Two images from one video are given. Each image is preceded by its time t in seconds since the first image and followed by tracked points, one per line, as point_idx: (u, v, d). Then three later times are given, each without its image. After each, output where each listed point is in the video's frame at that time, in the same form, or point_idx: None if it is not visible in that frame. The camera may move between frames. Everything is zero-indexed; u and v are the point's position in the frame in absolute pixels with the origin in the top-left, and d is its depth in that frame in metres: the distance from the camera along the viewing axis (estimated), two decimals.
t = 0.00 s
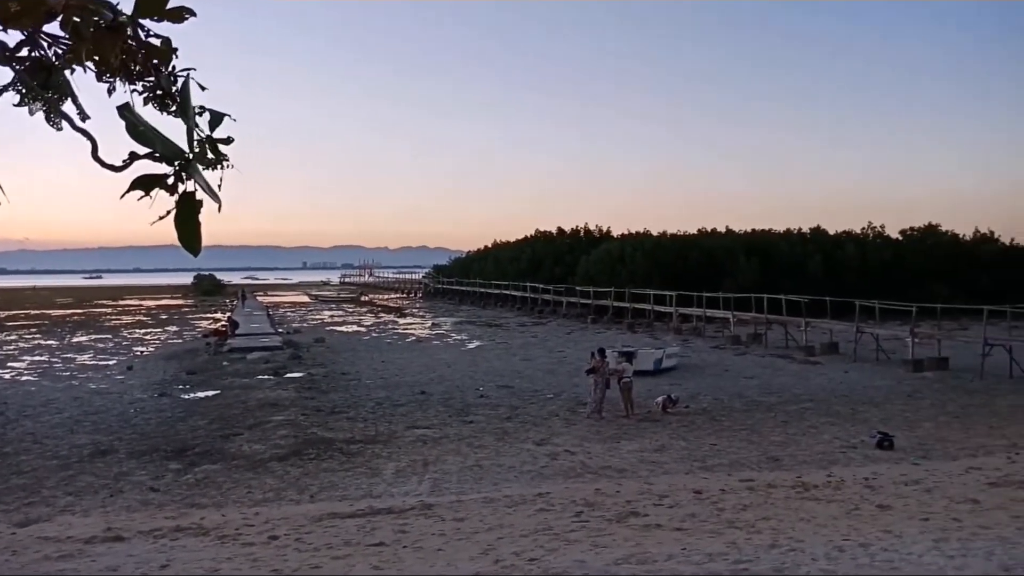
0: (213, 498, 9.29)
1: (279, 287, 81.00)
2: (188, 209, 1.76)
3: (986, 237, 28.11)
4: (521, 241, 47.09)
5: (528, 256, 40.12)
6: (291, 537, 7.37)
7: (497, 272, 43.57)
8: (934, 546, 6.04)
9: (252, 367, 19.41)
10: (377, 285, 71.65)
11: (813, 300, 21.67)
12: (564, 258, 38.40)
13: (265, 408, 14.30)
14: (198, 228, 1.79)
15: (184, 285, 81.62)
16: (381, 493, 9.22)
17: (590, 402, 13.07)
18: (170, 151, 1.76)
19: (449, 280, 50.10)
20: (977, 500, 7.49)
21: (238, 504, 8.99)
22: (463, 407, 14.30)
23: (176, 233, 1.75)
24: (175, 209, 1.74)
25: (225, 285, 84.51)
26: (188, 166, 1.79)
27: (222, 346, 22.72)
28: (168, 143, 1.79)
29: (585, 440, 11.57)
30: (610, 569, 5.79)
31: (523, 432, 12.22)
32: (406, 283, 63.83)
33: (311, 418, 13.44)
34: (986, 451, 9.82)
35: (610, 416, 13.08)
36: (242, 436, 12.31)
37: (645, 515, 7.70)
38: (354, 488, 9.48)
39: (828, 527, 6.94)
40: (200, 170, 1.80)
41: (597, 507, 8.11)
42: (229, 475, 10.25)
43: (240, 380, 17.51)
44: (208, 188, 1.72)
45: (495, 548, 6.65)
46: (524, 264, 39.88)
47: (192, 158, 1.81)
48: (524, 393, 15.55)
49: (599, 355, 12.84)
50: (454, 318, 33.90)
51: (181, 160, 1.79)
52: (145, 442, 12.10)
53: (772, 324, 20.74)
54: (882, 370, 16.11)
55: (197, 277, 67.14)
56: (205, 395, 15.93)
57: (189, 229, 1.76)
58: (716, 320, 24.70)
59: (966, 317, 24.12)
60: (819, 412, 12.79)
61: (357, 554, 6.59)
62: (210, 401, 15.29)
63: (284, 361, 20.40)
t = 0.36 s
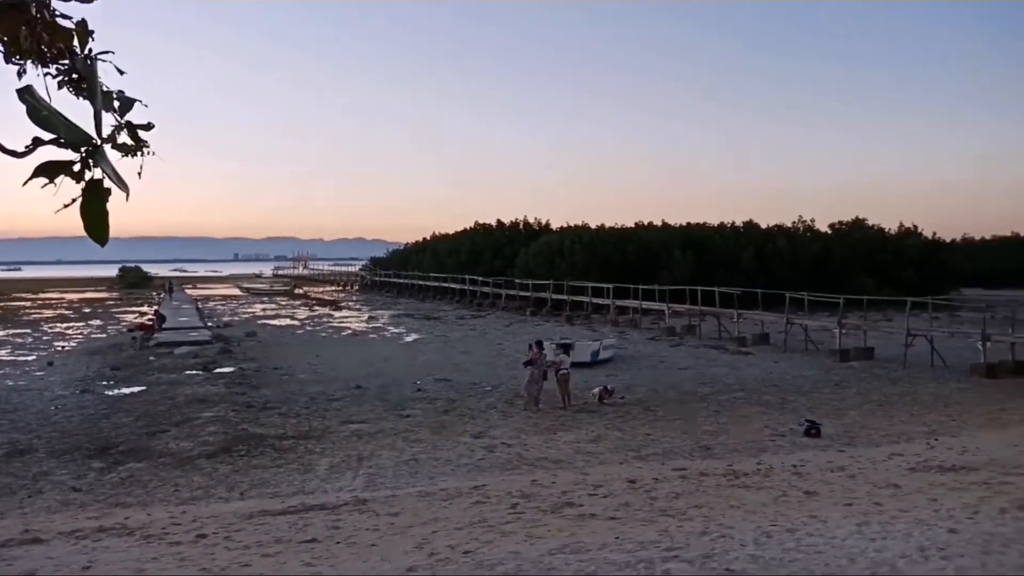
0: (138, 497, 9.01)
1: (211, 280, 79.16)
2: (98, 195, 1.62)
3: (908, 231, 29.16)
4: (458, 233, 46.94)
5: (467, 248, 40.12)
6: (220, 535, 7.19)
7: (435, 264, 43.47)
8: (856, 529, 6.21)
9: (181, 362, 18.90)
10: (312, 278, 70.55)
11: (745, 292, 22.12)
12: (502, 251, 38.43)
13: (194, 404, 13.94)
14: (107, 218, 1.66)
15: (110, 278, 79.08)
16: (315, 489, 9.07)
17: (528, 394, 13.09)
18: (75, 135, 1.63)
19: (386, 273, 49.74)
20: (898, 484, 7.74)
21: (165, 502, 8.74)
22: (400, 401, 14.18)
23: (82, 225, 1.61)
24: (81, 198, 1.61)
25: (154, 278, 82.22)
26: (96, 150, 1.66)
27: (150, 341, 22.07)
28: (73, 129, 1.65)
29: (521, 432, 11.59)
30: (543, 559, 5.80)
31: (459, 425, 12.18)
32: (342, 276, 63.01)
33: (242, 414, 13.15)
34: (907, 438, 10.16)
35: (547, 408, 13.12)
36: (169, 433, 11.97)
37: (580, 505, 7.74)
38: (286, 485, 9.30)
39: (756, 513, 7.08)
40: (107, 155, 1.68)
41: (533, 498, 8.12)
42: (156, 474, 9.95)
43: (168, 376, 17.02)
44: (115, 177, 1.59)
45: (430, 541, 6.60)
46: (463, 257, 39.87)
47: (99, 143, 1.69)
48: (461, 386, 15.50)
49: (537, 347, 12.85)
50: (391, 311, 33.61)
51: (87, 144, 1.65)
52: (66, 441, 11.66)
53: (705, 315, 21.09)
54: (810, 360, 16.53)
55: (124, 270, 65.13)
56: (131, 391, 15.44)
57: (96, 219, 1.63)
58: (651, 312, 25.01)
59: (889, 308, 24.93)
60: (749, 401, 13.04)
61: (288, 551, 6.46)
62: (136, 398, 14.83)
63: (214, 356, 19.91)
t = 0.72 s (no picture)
0: (89, 501, 8.84)
1: (164, 279, 77.81)
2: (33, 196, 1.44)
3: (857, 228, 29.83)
4: (417, 232, 46.77)
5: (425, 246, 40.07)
6: (175, 539, 7.10)
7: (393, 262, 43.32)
8: (808, 520, 6.35)
9: (134, 363, 18.56)
10: (268, 277, 69.77)
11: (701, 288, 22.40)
12: (461, 249, 38.40)
13: (147, 407, 13.71)
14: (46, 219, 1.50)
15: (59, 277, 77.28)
16: (272, 491, 8.99)
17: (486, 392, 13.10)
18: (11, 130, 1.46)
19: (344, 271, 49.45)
20: (848, 476, 7.93)
21: (118, 507, 8.59)
22: (358, 400, 14.10)
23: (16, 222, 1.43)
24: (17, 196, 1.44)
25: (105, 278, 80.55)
26: (31, 148, 1.50)
27: (102, 342, 21.63)
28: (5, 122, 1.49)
29: (480, 429, 11.61)
30: (502, 557, 5.83)
31: (418, 424, 12.16)
32: (299, 275, 62.40)
33: (197, 416, 12.96)
34: (857, 430, 10.40)
35: (507, 405, 13.16)
36: (122, 437, 11.75)
37: (538, 501, 7.79)
38: (243, 487, 9.21)
39: (711, 506, 7.20)
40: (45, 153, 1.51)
41: (492, 495, 8.15)
42: (108, 478, 9.77)
43: (120, 378, 16.70)
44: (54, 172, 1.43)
45: (389, 541, 6.58)
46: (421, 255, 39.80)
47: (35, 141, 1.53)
48: (420, 385, 15.47)
49: (496, 345, 12.88)
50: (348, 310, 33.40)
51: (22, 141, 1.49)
52: (14, 445, 11.39)
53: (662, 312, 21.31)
54: (764, 354, 16.81)
55: (74, 271, 63.71)
56: (81, 394, 15.13)
57: (33, 219, 1.45)
58: (609, 309, 25.20)
59: (840, 304, 25.45)
60: (705, 396, 13.23)
61: (244, 554, 6.40)
62: (87, 400, 14.53)
63: (168, 357, 19.59)
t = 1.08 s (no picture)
0: (25, 514, 8.56)
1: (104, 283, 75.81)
2: None
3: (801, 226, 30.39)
4: (366, 232, 46.37)
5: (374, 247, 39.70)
6: (115, 550, 6.91)
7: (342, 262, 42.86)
8: (753, 513, 6.44)
9: (72, 370, 18.05)
10: (213, 280, 68.52)
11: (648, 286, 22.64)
12: (411, 249, 38.19)
13: (86, 414, 13.33)
14: None
15: None
16: (216, 498, 8.82)
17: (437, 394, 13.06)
18: None
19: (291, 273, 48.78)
20: (791, 468, 8.08)
21: (55, 519, 8.33)
22: (306, 404, 13.92)
23: None
24: None
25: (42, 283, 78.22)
26: None
27: (39, 349, 20.98)
28: None
29: (430, 431, 11.56)
30: (452, 558, 5.80)
31: (368, 427, 12.04)
32: (244, 277, 61.42)
33: (138, 423, 12.65)
34: (801, 423, 10.60)
35: (457, 406, 13.11)
36: (59, 446, 11.41)
37: (488, 502, 7.78)
38: (186, 494, 9.02)
39: (659, 501, 7.27)
40: None
41: (442, 497, 8.11)
42: (45, 489, 9.47)
43: (58, 385, 16.22)
44: None
45: (336, 546, 6.51)
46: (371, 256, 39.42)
47: None
48: (369, 387, 15.33)
49: (446, 345, 12.83)
50: (296, 313, 32.96)
51: None
52: None
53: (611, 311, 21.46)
54: (711, 351, 17.05)
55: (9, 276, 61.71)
56: (17, 403, 14.64)
57: None
58: (558, 309, 25.29)
59: (784, 301, 25.95)
60: (654, 392, 13.37)
61: (188, 563, 6.26)
62: (22, 409, 14.07)
63: (108, 363, 19.09)
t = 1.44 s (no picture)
0: None
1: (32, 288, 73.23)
2: None
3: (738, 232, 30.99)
4: (307, 236, 45.77)
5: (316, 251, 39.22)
6: (43, 564, 6.66)
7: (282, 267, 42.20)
8: (693, 513, 6.53)
9: None
10: (148, 284, 66.80)
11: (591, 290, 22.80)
12: (353, 253, 37.82)
13: (13, 424, 12.84)
14: None
15: None
16: (151, 508, 8.58)
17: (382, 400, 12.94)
18: None
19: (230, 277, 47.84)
20: (729, 468, 8.22)
21: None
22: (244, 411, 13.65)
23: None
24: None
25: None
26: None
27: None
28: None
29: (372, 437, 11.43)
30: (394, 564, 5.74)
31: (308, 433, 11.86)
32: (181, 282, 60.05)
33: (68, 432, 12.24)
34: (740, 424, 10.79)
35: (402, 411, 12.99)
36: None
37: (431, 507, 7.73)
38: (119, 505, 8.76)
39: (601, 503, 7.32)
40: None
41: (384, 503, 8.02)
42: None
43: None
44: None
45: (276, 554, 6.39)
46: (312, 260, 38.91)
47: None
48: (310, 393, 15.11)
49: (390, 349, 12.67)
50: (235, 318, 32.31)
51: None
52: None
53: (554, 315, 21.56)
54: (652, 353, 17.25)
55: None
56: None
57: None
58: (502, 312, 25.31)
59: (723, 304, 26.41)
60: (596, 395, 13.46)
61: None
62: None
63: (37, 370, 18.44)
